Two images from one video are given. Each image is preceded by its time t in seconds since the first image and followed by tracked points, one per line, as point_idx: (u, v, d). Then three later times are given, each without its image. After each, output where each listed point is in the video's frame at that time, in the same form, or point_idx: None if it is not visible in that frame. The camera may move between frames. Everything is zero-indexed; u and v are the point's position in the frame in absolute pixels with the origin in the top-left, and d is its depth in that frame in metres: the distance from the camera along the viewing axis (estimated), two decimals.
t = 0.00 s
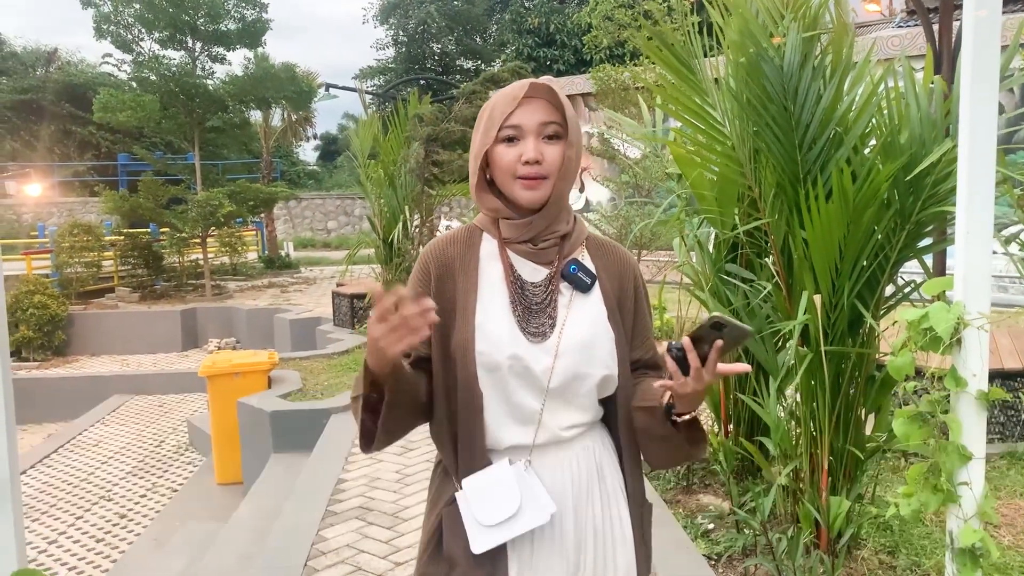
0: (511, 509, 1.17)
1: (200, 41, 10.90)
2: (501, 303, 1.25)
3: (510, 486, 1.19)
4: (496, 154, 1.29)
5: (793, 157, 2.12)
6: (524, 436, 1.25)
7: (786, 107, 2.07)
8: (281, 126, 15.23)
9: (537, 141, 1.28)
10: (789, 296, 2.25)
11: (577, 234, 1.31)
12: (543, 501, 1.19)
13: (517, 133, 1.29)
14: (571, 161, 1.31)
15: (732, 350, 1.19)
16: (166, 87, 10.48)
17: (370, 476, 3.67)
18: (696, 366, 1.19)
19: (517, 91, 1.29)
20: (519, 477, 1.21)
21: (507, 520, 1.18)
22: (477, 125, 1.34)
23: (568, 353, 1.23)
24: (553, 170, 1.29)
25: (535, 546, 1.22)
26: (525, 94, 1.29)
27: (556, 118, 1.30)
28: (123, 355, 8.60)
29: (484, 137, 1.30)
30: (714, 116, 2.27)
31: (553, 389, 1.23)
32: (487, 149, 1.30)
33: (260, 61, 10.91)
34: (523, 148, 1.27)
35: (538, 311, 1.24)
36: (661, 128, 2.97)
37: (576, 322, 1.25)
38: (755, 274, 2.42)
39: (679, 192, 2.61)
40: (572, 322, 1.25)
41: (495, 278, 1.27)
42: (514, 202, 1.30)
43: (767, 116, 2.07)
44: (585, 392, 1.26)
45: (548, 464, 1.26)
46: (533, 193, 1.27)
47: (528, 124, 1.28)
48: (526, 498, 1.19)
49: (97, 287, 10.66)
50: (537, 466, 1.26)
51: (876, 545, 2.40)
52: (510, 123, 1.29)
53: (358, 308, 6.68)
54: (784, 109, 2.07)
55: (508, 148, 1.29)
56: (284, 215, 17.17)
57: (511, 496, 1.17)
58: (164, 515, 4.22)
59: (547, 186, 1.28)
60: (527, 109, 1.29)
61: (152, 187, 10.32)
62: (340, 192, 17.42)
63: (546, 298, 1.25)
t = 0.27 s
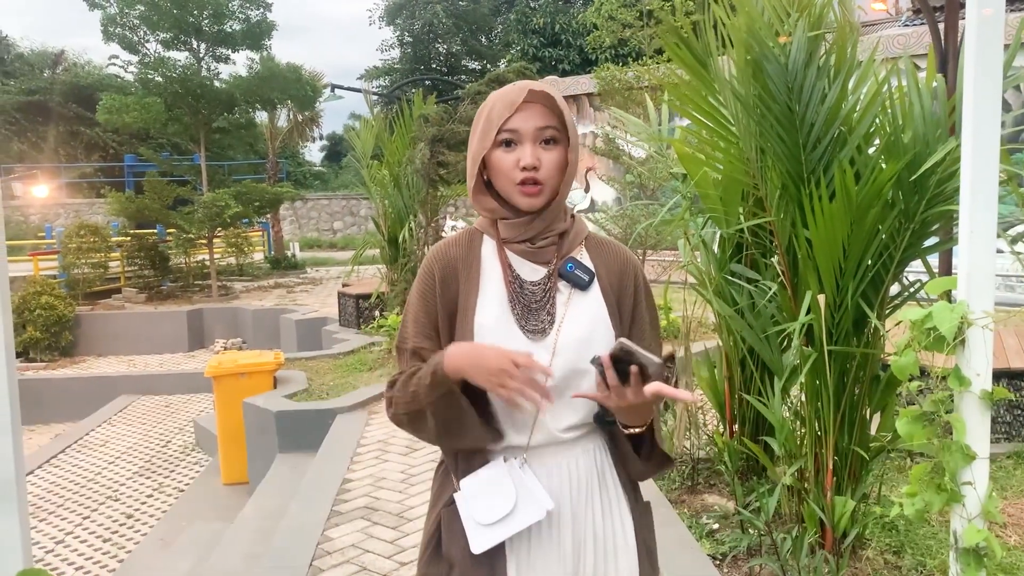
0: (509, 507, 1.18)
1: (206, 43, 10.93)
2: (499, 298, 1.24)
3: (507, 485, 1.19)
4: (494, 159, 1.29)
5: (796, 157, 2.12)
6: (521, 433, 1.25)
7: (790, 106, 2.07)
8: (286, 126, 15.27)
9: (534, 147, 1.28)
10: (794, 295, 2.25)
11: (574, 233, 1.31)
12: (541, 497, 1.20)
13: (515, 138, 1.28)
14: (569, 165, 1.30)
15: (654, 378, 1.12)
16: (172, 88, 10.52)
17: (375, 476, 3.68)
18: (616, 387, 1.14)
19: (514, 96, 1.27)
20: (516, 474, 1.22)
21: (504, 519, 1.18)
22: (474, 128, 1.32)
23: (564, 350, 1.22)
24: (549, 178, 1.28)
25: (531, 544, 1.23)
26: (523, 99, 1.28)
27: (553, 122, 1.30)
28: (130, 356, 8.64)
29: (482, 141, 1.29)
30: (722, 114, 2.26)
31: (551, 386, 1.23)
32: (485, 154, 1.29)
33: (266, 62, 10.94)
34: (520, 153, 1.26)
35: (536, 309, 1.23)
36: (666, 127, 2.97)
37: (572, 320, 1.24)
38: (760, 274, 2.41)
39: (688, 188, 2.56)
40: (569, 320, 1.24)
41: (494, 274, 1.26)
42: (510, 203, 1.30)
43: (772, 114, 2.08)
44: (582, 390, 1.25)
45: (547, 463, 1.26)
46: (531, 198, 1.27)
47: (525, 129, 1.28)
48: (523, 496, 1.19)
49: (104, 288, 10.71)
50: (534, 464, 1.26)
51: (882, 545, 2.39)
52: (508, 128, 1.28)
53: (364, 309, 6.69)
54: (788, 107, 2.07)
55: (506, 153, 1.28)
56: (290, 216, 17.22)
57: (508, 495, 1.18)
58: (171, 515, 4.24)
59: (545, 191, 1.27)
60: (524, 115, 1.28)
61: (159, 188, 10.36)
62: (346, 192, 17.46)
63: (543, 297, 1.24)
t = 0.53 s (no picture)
0: (511, 504, 1.19)
1: (209, 43, 10.94)
2: (499, 294, 1.25)
3: (508, 481, 1.20)
4: (500, 162, 1.29)
5: (799, 157, 2.12)
6: (522, 428, 1.25)
7: (793, 107, 2.07)
8: (290, 127, 15.29)
9: (541, 154, 1.27)
10: (795, 295, 2.25)
11: (576, 232, 1.32)
12: (542, 492, 1.21)
13: (522, 144, 1.28)
14: (575, 171, 1.31)
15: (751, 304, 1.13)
16: (176, 89, 10.54)
17: (378, 476, 3.69)
18: (710, 319, 1.14)
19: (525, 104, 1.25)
20: (517, 469, 1.22)
21: (508, 514, 1.20)
22: (483, 127, 1.31)
23: (565, 344, 1.23)
24: (556, 183, 1.28)
25: (532, 536, 1.25)
26: (534, 106, 1.26)
27: (562, 129, 1.29)
28: (134, 356, 8.66)
29: (489, 144, 1.28)
30: (727, 114, 2.25)
31: (551, 380, 1.24)
32: (491, 158, 1.28)
33: (269, 63, 10.96)
34: (528, 160, 1.26)
35: (537, 305, 1.24)
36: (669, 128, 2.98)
37: (573, 314, 1.25)
38: (763, 274, 2.41)
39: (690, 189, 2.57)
40: (570, 314, 1.24)
41: (495, 275, 1.28)
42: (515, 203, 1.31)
43: (774, 115, 2.08)
44: (582, 383, 1.25)
45: (549, 457, 1.27)
46: (534, 205, 1.28)
47: (534, 137, 1.27)
48: (525, 490, 1.21)
49: (108, 289, 10.74)
50: (533, 458, 1.27)
51: (884, 545, 2.39)
52: (516, 133, 1.27)
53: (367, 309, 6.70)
54: (790, 108, 2.07)
55: (513, 158, 1.27)
56: (294, 216, 17.25)
57: (510, 492, 1.19)
58: (175, 515, 4.25)
59: (549, 198, 1.28)
60: (533, 122, 1.27)
61: (163, 188, 10.38)
62: (350, 193, 17.48)
63: (545, 293, 1.25)
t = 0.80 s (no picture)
0: (512, 514, 1.19)
1: (209, 45, 10.94)
2: (499, 305, 1.26)
3: (509, 490, 1.20)
4: (503, 171, 1.28)
5: (797, 159, 2.13)
6: (524, 437, 1.25)
7: (791, 110, 2.08)
8: (290, 129, 15.31)
9: (544, 165, 1.27)
10: (793, 298, 2.26)
11: (577, 242, 1.32)
12: (543, 505, 1.20)
13: (525, 154, 1.27)
14: (579, 182, 1.30)
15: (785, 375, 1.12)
16: (176, 91, 10.56)
17: (377, 478, 3.69)
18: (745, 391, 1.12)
19: (530, 114, 1.24)
20: (520, 481, 1.22)
21: (508, 525, 1.20)
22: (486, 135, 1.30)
23: (566, 354, 1.24)
24: (557, 195, 1.28)
25: (533, 544, 1.25)
26: (539, 115, 1.25)
27: (566, 140, 1.28)
28: (134, 358, 8.68)
29: (492, 153, 1.28)
30: (725, 118, 2.26)
31: (553, 391, 1.24)
32: (494, 167, 1.28)
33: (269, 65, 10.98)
34: (530, 171, 1.25)
35: (538, 315, 1.25)
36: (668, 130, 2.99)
37: (575, 324, 1.26)
38: (761, 276, 2.42)
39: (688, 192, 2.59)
40: (572, 324, 1.25)
41: (496, 284, 1.29)
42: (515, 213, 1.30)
43: (772, 118, 2.09)
44: (584, 394, 1.26)
45: (551, 467, 1.26)
46: (537, 216, 1.27)
47: (537, 147, 1.26)
48: (526, 503, 1.20)
49: (108, 291, 10.76)
50: (537, 470, 1.26)
51: (883, 546, 2.39)
52: (520, 143, 1.26)
53: (367, 311, 6.71)
54: (788, 111, 2.08)
55: (516, 168, 1.27)
56: (294, 218, 17.27)
57: (511, 502, 1.19)
58: (175, 516, 4.26)
59: (551, 209, 1.28)
60: (538, 131, 1.26)
61: (163, 190, 10.40)
62: (350, 195, 17.51)
63: (546, 303, 1.26)
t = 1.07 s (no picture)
0: (515, 522, 1.19)
1: (205, 47, 10.95)
2: (503, 311, 1.26)
3: (513, 497, 1.20)
4: (502, 167, 1.29)
5: (792, 162, 2.14)
6: (528, 444, 1.26)
7: (786, 113, 2.09)
8: (286, 131, 15.30)
9: (544, 158, 1.28)
10: (788, 300, 2.27)
11: (577, 243, 1.32)
12: (546, 514, 1.20)
13: (524, 149, 1.29)
14: (578, 176, 1.31)
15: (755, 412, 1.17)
16: (172, 93, 10.55)
17: (374, 480, 3.69)
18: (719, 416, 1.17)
19: (525, 107, 1.27)
20: (524, 488, 1.22)
21: (509, 532, 1.20)
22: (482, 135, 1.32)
23: (570, 361, 1.24)
24: (557, 191, 1.29)
25: (535, 553, 1.24)
26: (535, 109, 1.28)
27: (563, 132, 1.30)
28: (130, 360, 8.67)
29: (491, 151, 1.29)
30: (718, 121, 2.28)
31: (558, 398, 1.25)
32: (494, 164, 1.28)
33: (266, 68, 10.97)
34: (530, 165, 1.26)
35: (541, 320, 1.25)
36: (663, 133, 3.00)
37: (578, 330, 1.27)
38: (756, 278, 2.43)
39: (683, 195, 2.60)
40: (575, 330, 1.26)
41: (496, 286, 1.28)
42: (514, 211, 1.31)
43: (767, 121, 2.10)
44: (587, 401, 1.27)
45: (553, 473, 1.27)
46: (539, 210, 1.28)
47: (535, 140, 1.28)
48: (528, 513, 1.20)
49: (104, 293, 10.75)
50: (541, 478, 1.27)
51: (876, 548, 2.40)
52: (519, 137, 1.28)
53: (364, 313, 6.72)
54: (783, 115, 2.09)
55: (516, 163, 1.28)
56: (291, 220, 17.26)
57: (513, 511, 1.19)
58: (171, 519, 4.26)
59: (553, 203, 1.28)
60: (535, 125, 1.28)
61: (159, 193, 10.38)
62: (346, 198, 17.50)
63: (548, 308, 1.26)
